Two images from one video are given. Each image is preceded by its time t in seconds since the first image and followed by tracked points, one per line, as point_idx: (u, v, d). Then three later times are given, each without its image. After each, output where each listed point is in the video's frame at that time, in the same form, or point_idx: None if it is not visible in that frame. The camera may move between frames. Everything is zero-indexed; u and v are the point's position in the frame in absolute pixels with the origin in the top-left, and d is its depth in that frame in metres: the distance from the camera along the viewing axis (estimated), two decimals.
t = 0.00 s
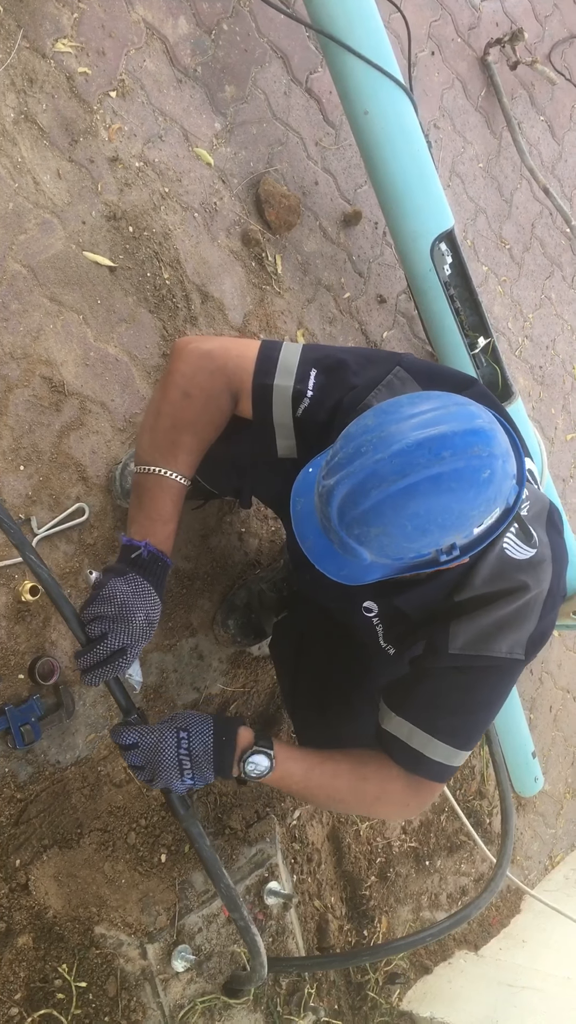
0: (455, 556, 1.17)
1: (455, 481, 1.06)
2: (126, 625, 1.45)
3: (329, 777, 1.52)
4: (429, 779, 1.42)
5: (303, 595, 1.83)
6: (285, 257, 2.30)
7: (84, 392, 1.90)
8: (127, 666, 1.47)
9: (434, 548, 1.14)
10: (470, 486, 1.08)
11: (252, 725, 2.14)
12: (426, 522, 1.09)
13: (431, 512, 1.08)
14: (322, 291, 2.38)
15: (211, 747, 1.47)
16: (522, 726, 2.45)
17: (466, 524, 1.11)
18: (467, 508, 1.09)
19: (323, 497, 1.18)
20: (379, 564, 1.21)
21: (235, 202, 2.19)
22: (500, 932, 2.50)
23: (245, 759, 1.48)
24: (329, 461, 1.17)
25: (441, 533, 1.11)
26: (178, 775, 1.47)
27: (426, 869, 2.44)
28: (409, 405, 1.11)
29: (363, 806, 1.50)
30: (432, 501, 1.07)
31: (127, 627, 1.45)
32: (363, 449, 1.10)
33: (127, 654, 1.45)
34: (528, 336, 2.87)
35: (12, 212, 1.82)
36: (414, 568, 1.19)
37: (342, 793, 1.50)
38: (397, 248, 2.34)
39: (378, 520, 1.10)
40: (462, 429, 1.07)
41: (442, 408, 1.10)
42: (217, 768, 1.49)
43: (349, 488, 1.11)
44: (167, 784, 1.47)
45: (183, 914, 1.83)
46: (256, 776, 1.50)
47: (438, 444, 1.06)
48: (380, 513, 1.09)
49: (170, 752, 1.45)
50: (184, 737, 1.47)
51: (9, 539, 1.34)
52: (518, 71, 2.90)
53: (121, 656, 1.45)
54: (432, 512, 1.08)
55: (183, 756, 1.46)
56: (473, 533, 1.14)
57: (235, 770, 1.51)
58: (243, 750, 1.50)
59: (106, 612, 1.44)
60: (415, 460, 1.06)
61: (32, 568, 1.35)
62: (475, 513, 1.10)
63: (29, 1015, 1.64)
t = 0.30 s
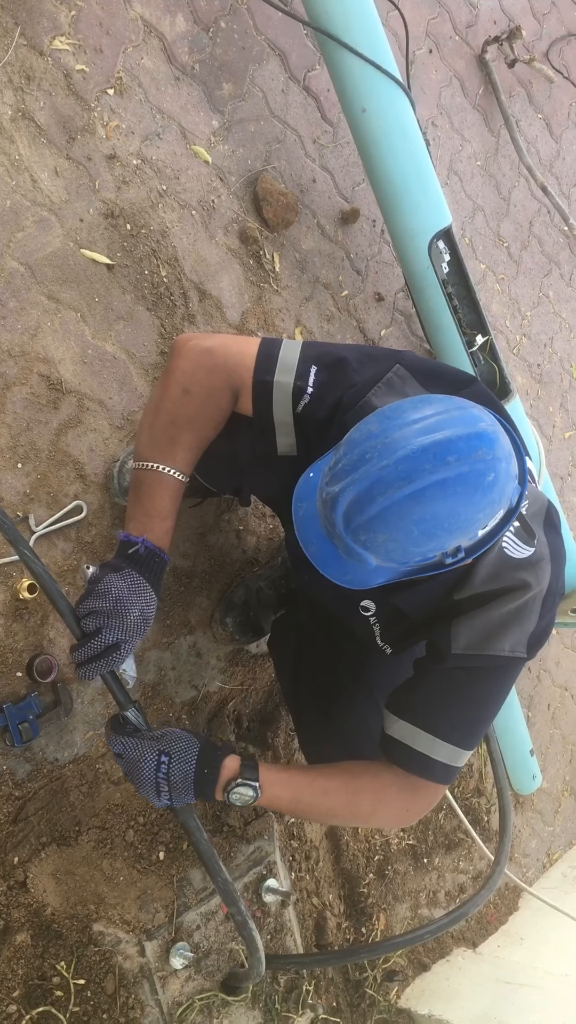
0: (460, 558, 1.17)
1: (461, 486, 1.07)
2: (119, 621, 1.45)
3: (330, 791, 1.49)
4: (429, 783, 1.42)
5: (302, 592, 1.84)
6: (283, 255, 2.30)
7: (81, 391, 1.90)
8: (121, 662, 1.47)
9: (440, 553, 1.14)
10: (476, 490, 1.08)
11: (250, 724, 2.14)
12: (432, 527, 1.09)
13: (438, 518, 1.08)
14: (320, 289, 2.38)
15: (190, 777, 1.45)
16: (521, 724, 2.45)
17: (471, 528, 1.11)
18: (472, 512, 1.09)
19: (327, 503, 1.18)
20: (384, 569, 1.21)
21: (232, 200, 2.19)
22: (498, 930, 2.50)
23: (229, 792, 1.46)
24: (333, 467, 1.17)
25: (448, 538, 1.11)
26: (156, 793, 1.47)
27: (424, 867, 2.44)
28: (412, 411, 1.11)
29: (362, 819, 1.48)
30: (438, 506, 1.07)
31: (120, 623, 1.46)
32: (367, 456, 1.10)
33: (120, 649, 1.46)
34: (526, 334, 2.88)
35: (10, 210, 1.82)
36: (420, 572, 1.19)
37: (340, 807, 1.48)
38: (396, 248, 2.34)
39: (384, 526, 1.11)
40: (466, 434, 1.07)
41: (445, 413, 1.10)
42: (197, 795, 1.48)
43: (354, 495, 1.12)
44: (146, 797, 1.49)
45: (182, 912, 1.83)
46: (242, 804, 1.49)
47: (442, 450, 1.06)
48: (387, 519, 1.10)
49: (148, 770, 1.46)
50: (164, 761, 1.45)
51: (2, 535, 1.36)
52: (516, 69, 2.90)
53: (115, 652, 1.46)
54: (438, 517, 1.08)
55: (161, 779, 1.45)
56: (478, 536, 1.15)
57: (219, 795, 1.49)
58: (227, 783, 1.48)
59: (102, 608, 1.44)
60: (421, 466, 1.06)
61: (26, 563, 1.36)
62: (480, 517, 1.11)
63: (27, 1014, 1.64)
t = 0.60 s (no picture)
0: (451, 558, 1.17)
1: (451, 486, 1.06)
2: (124, 623, 1.43)
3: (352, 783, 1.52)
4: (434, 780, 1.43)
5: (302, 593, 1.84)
6: (282, 254, 2.30)
7: (80, 390, 1.90)
8: (126, 667, 1.44)
9: (430, 552, 1.14)
10: (466, 490, 1.08)
11: (249, 723, 2.14)
12: (422, 526, 1.09)
13: (428, 517, 1.08)
14: (319, 288, 2.38)
15: (234, 761, 1.49)
16: (519, 723, 2.45)
17: (462, 528, 1.11)
18: (462, 512, 1.09)
19: (318, 502, 1.18)
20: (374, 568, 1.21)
21: (231, 199, 2.19)
22: (497, 928, 2.50)
23: (263, 769, 1.51)
24: (324, 466, 1.17)
25: (438, 538, 1.11)
26: (202, 786, 1.45)
27: (423, 866, 2.44)
28: (403, 411, 1.11)
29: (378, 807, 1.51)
30: (428, 506, 1.07)
31: (126, 625, 1.44)
32: (358, 456, 1.10)
33: (127, 652, 1.43)
34: (525, 333, 2.88)
35: (9, 209, 1.82)
36: (411, 571, 1.19)
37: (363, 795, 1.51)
38: (393, 247, 2.34)
39: (374, 526, 1.11)
40: (457, 433, 1.07)
41: (436, 412, 1.10)
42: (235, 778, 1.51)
43: (344, 494, 1.12)
44: (188, 795, 1.45)
45: (181, 910, 1.83)
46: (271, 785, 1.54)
47: (433, 449, 1.06)
48: (377, 518, 1.10)
49: (200, 764, 1.44)
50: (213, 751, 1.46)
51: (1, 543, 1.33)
52: (515, 69, 2.90)
53: (121, 655, 1.42)
54: (428, 516, 1.08)
55: (211, 769, 1.45)
56: (469, 536, 1.15)
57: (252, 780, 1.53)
58: (259, 762, 1.53)
59: (106, 611, 1.43)
60: (411, 465, 1.06)
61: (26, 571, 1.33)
62: (470, 516, 1.11)
63: (26, 1013, 1.63)
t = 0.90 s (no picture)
0: (451, 559, 1.17)
1: (450, 489, 1.06)
2: (128, 624, 1.43)
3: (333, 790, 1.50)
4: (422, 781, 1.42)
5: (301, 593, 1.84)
6: (282, 254, 2.30)
7: (80, 390, 1.90)
8: (131, 667, 1.45)
9: (429, 554, 1.14)
10: (464, 494, 1.08)
11: (248, 723, 2.14)
12: (421, 530, 1.09)
13: (426, 520, 1.08)
14: (319, 289, 2.38)
15: (206, 780, 1.44)
16: (519, 724, 2.45)
17: (461, 531, 1.11)
18: (461, 515, 1.09)
19: (317, 506, 1.18)
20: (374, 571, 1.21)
21: (231, 199, 2.19)
22: (496, 929, 2.50)
23: (234, 787, 1.49)
24: (322, 469, 1.17)
25: (436, 541, 1.11)
26: (173, 804, 1.44)
27: (422, 867, 2.44)
28: (401, 414, 1.11)
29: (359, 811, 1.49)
30: (426, 510, 1.07)
31: (130, 626, 1.43)
32: (356, 459, 1.10)
33: (132, 653, 1.44)
34: (525, 333, 2.88)
35: (8, 209, 1.82)
36: (411, 573, 1.19)
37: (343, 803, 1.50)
38: (393, 247, 2.34)
39: (373, 529, 1.11)
40: (455, 436, 1.07)
41: (434, 415, 1.10)
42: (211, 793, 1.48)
43: (342, 498, 1.12)
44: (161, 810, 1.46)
45: (180, 910, 1.83)
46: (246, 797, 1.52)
47: (431, 453, 1.06)
48: (376, 522, 1.10)
49: (167, 788, 1.41)
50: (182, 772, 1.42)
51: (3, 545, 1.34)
52: (515, 69, 2.90)
53: (124, 656, 1.43)
54: (427, 520, 1.08)
55: (180, 793, 1.43)
56: (468, 538, 1.15)
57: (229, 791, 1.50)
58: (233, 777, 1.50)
59: (109, 612, 1.43)
60: (409, 470, 1.06)
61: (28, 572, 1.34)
62: (469, 519, 1.11)
63: (25, 1013, 1.64)
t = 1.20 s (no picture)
0: (459, 565, 1.17)
1: (460, 495, 1.07)
2: (142, 624, 1.44)
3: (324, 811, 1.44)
4: (410, 792, 1.38)
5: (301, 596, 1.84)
6: (282, 256, 2.30)
7: (80, 391, 1.90)
8: (144, 665, 1.48)
9: (438, 561, 1.14)
10: (474, 499, 1.08)
11: (247, 724, 2.14)
12: (431, 536, 1.09)
13: (436, 526, 1.08)
14: (318, 290, 2.38)
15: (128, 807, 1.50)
16: (518, 726, 2.45)
17: (470, 537, 1.12)
18: (471, 520, 1.09)
19: (324, 513, 1.18)
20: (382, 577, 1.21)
21: (231, 201, 2.19)
22: (495, 931, 2.50)
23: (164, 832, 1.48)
24: (329, 476, 1.17)
25: (445, 547, 1.11)
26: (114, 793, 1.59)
27: (421, 868, 2.44)
28: (409, 420, 1.11)
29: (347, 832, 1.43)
30: (437, 515, 1.07)
31: (143, 627, 1.44)
32: (365, 466, 1.10)
33: (145, 653, 1.46)
34: (524, 335, 2.88)
35: (8, 210, 1.82)
36: (419, 578, 1.20)
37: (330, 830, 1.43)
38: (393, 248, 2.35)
39: (383, 536, 1.11)
40: (464, 443, 1.08)
41: (442, 421, 1.10)
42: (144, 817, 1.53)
43: (352, 506, 1.12)
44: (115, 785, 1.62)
45: (178, 913, 1.85)
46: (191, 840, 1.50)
47: (441, 459, 1.06)
48: (386, 529, 1.10)
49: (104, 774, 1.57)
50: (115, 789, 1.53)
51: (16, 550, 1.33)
52: (515, 71, 2.90)
53: (138, 657, 1.45)
54: (437, 526, 1.08)
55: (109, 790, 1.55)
56: (476, 543, 1.15)
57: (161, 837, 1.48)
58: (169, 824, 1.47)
59: (122, 615, 1.42)
60: (419, 476, 1.06)
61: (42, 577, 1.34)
62: (478, 525, 1.11)
63: (24, 1014, 1.64)
